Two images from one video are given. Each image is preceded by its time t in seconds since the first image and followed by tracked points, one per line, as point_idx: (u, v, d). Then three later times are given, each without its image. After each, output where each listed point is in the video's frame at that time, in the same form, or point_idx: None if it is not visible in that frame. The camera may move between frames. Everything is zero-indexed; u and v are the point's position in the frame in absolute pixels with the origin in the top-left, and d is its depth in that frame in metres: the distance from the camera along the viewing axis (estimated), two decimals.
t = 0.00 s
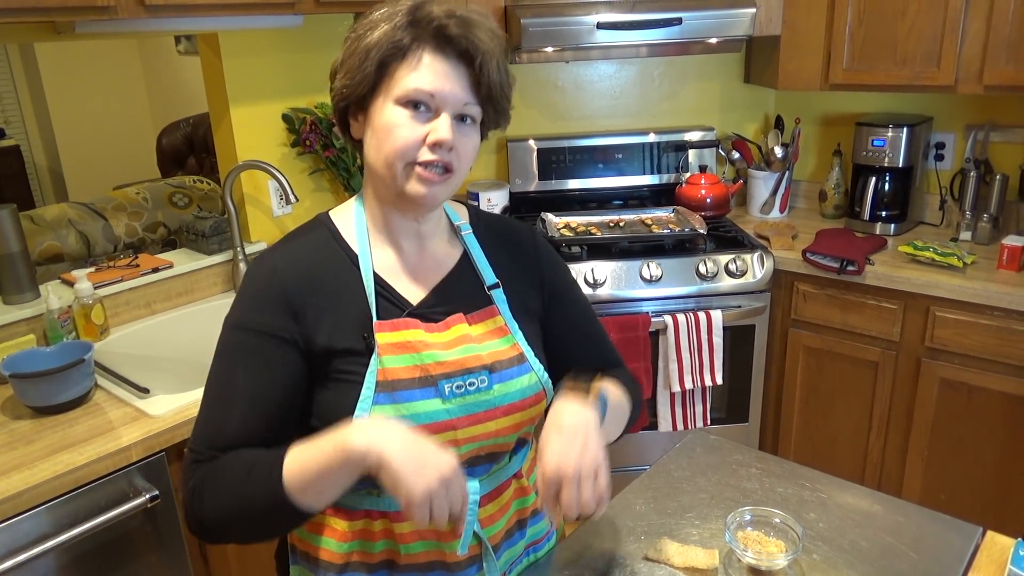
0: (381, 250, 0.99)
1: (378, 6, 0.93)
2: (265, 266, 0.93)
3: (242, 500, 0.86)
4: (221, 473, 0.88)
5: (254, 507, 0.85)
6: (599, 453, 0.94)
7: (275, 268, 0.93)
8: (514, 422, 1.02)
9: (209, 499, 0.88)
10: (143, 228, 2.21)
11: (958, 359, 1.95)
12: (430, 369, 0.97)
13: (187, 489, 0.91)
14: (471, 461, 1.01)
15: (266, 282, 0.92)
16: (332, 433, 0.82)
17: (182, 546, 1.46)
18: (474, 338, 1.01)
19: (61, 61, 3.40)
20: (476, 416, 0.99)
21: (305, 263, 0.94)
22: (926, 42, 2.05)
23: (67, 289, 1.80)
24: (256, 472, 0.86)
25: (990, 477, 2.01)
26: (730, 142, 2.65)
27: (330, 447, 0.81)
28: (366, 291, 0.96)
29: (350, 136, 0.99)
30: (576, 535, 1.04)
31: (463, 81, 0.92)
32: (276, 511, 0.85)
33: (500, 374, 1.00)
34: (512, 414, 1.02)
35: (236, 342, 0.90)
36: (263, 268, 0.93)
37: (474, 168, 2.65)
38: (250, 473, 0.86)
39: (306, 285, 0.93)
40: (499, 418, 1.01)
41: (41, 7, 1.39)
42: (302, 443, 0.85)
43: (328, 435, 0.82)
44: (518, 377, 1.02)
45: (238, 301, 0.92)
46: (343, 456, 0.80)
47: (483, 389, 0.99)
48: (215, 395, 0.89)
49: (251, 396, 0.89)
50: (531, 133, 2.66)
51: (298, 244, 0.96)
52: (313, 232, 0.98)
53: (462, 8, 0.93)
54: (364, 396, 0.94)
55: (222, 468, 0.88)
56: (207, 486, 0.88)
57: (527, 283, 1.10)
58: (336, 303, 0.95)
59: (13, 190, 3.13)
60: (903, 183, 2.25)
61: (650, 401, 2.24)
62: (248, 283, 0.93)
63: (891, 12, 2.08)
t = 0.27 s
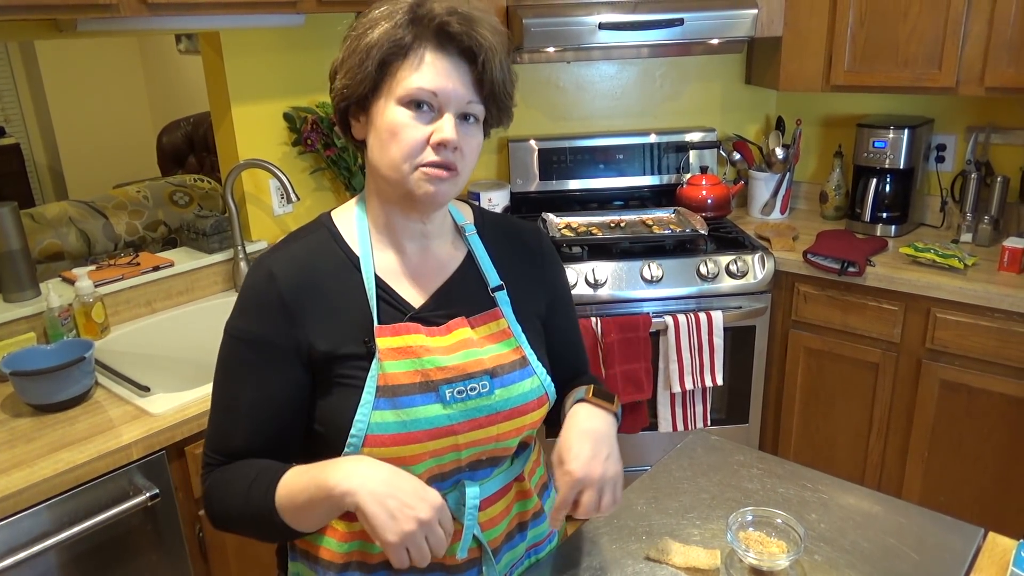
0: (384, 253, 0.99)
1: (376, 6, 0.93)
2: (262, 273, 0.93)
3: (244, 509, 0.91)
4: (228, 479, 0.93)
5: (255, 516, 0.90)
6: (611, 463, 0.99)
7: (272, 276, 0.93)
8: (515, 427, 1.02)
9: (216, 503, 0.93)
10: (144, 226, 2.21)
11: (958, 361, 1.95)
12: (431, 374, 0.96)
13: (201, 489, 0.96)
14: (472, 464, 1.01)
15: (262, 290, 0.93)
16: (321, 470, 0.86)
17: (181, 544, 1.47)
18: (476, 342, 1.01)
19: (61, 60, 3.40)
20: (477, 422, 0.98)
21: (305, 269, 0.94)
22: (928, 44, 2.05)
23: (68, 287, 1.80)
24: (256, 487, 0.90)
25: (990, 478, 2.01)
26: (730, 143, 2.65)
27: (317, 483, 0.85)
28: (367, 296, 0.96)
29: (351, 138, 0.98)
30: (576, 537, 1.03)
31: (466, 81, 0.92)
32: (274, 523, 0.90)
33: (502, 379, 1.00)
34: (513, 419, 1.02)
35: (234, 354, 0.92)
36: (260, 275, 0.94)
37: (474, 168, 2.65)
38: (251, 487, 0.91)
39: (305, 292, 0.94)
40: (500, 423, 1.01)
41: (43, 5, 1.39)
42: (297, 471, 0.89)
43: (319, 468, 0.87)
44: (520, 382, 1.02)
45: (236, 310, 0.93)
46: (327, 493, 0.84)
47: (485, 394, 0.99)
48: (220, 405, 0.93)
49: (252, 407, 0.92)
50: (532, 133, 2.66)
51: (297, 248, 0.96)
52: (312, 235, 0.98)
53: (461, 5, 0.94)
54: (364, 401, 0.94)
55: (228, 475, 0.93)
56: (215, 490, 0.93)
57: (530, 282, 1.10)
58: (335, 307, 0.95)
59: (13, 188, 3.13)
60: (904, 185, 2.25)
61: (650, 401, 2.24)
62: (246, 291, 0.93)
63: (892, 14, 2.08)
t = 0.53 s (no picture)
0: (382, 251, 0.98)
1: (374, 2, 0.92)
2: (259, 273, 0.93)
3: (247, 510, 0.91)
4: (230, 479, 0.93)
5: (258, 517, 0.90)
6: (619, 453, 1.00)
7: (270, 276, 0.93)
8: (514, 425, 1.02)
9: (219, 504, 0.93)
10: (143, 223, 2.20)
11: (958, 362, 1.95)
12: (429, 374, 0.96)
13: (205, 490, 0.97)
14: (470, 463, 1.01)
15: (259, 290, 0.92)
16: (323, 470, 0.86)
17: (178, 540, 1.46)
18: (475, 341, 1.00)
19: (62, 56, 3.38)
20: (475, 421, 0.98)
21: (302, 268, 0.94)
22: (929, 45, 2.05)
23: (67, 283, 1.80)
24: (259, 488, 0.91)
25: (989, 480, 2.01)
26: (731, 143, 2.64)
27: (319, 484, 0.85)
28: (366, 295, 0.96)
29: (349, 137, 0.97)
30: (575, 535, 1.03)
31: (467, 76, 0.91)
32: (276, 524, 0.90)
33: (500, 378, 1.00)
34: (512, 417, 1.02)
35: (232, 355, 0.92)
36: (258, 275, 0.93)
37: (474, 166, 2.65)
38: (254, 488, 0.91)
39: (303, 291, 0.93)
40: (499, 422, 1.00)
41: None
42: (300, 472, 0.89)
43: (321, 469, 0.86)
44: (519, 380, 1.02)
45: (234, 310, 0.93)
46: (329, 493, 0.84)
47: (483, 393, 0.98)
48: (220, 406, 0.93)
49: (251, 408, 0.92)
50: (533, 132, 2.65)
51: (294, 248, 0.95)
52: (310, 234, 0.98)
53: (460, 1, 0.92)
54: (363, 400, 0.94)
55: (230, 476, 0.93)
56: (217, 491, 0.94)
57: (528, 281, 1.09)
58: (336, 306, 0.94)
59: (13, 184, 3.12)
60: (905, 186, 2.25)
61: (649, 401, 2.24)
62: (243, 292, 0.93)
63: (894, 14, 2.08)
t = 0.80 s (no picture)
0: (378, 249, 0.98)
1: (365, 2, 0.91)
2: (256, 270, 0.93)
3: (244, 507, 0.91)
4: (227, 476, 0.93)
5: (256, 513, 0.90)
6: (618, 444, 1.00)
7: (267, 274, 0.92)
8: (511, 424, 1.02)
9: (217, 500, 0.93)
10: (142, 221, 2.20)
11: (958, 361, 1.94)
12: (426, 371, 0.96)
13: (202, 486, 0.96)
14: (467, 460, 1.00)
15: (256, 288, 0.92)
16: (320, 467, 0.86)
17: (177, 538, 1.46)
18: (472, 339, 1.00)
19: (60, 54, 3.37)
20: (472, 419, 0.98)
21: (299, 265, 0.94)
22: (930, 42, 2.04)
23: (65, 281, 1.79)
24: (257, 484, 0.91)
25: (988, 479, 2.00)
26: (730, 141, 2.64)
27: (316, 481, 0.85)
28: (363, 292, 0.96)
29: (345, 136, 0.97)
30: (572, 535, 1.03)
31: (459, 76, 0.91)
32: (275, 519, 0.90)
33: (497, 377, 1.00)
34: (510, 415, 1.01)
35: (229, 353, 0.92)
36: (255, 273, 0.93)
37: (474, 164, 2.64)
38: (251, 484, 0.91)
39: (301, 289, 0.93)
40: (496, 420, 1.00)
41: None
42: (296, 468, 0.89)
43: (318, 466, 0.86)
44: (516, 379, 1.02)
45: (231, 308, 0.92)
46: (326, 489, 0.84)
47: (480, 391, 0.98)
48: (217, 403, 0.93)
49: (249, 405, 0.92)
50: (532, 130, 2.65)
51: (291, 245, 0.95)
52: (308, 231, 0.97)
53: None
54: (359, 398, 0.94)
55: (227, 473, 0.93)
56: (215, 487, 0.94)
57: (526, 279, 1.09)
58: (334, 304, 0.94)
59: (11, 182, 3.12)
60: (904, 184, 2.25)
61: (648, 399, 2.24)
62: (240, 289, 0.93)
63: (895, 12, 2.08)
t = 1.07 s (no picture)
0: (377, 248, 0.98)
1: (346, 6, 0.90)
2: (255, 266, 0.93)
3: (240, 498, 0.91)
4: (223, 467, 0.93)
5: (249, 501, 0.91)
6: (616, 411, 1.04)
7: (266, 269, 0.93)
8: (509, 423, 1.02)
9: (212, 492, 0.93)
10: (140, 220, 2.20)
11: (957, 357, 1.94)
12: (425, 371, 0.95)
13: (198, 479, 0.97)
14: (466, 459, 1.00)
15: (255, 284, 0.92)
16: (307, 443, 0.86)
17: (175, 538, 1.46)
18: (471, 338, 1.00)
19: (59, 54, 3.36)
20: (470, 418, 0.98)
21: (297, 263, 0.94)
22: (928, 39, 2.04)
23: (63, 281, 1.79)
24: (251, 469, 0.91)
25: (987, 475, 2.00)
26: (729, 138, 2.64)
27: (305, 457, 0.85)
28: (362, 291, 0.95)
29: (342, 145, 0.97)
30: (570, 533, 1.03)
31: (452, 66, 0.91)
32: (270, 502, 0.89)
33: (496, 376, 0.99)
34: (509, 415, 1.01)
35: (228, 349, 0.92)
36: (254, 270, 0.93)
37: (472, 162, 2.64)
38: (245, 471, 0.91)
39: (299, 285, 0.93)
40: (494, 419, 1.00)
41: None
42: (285, 451, 0.89)
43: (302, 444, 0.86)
44: (515, 378, 1.01)
45: (230, 305, 0.92)
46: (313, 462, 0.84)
47: (478, 390, 0.98)
48: (214, 397, 0.94)
49: (247, 399, 0.93)
50: (530, 128, 2.65)
51: (290, 242, 0.95)
52: (307, 228, 0.97)
53: None
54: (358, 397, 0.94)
55: (223, 464, 0.93)
56: (211, 479, 0.94)
57: (525, 279, 1.09)
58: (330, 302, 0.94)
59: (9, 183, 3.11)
60: (903, 180, 2.24)
61: (647, 397, 2.24)
62: (239, 285, 0.93)
63: (893, 9, 2.07)
